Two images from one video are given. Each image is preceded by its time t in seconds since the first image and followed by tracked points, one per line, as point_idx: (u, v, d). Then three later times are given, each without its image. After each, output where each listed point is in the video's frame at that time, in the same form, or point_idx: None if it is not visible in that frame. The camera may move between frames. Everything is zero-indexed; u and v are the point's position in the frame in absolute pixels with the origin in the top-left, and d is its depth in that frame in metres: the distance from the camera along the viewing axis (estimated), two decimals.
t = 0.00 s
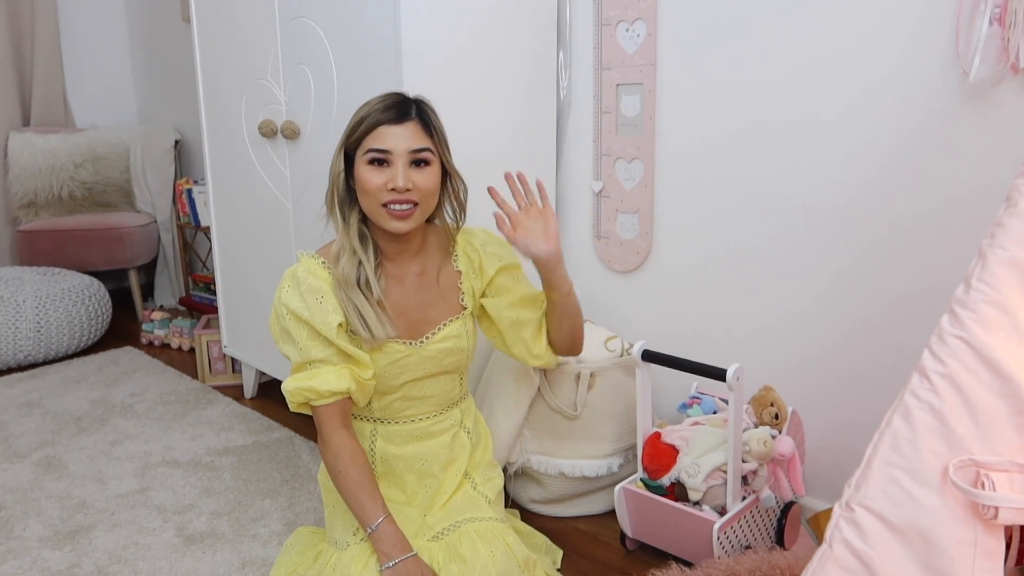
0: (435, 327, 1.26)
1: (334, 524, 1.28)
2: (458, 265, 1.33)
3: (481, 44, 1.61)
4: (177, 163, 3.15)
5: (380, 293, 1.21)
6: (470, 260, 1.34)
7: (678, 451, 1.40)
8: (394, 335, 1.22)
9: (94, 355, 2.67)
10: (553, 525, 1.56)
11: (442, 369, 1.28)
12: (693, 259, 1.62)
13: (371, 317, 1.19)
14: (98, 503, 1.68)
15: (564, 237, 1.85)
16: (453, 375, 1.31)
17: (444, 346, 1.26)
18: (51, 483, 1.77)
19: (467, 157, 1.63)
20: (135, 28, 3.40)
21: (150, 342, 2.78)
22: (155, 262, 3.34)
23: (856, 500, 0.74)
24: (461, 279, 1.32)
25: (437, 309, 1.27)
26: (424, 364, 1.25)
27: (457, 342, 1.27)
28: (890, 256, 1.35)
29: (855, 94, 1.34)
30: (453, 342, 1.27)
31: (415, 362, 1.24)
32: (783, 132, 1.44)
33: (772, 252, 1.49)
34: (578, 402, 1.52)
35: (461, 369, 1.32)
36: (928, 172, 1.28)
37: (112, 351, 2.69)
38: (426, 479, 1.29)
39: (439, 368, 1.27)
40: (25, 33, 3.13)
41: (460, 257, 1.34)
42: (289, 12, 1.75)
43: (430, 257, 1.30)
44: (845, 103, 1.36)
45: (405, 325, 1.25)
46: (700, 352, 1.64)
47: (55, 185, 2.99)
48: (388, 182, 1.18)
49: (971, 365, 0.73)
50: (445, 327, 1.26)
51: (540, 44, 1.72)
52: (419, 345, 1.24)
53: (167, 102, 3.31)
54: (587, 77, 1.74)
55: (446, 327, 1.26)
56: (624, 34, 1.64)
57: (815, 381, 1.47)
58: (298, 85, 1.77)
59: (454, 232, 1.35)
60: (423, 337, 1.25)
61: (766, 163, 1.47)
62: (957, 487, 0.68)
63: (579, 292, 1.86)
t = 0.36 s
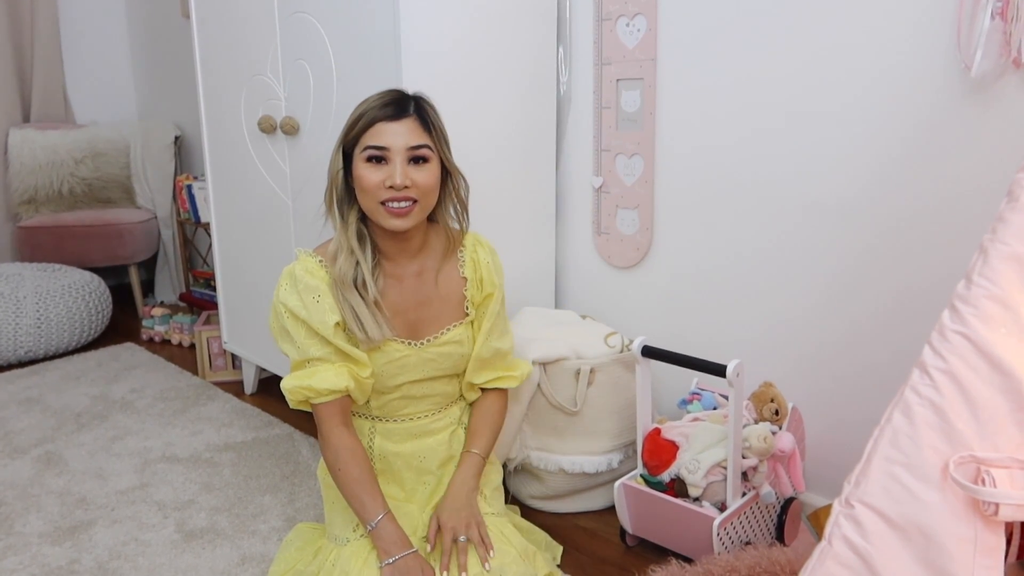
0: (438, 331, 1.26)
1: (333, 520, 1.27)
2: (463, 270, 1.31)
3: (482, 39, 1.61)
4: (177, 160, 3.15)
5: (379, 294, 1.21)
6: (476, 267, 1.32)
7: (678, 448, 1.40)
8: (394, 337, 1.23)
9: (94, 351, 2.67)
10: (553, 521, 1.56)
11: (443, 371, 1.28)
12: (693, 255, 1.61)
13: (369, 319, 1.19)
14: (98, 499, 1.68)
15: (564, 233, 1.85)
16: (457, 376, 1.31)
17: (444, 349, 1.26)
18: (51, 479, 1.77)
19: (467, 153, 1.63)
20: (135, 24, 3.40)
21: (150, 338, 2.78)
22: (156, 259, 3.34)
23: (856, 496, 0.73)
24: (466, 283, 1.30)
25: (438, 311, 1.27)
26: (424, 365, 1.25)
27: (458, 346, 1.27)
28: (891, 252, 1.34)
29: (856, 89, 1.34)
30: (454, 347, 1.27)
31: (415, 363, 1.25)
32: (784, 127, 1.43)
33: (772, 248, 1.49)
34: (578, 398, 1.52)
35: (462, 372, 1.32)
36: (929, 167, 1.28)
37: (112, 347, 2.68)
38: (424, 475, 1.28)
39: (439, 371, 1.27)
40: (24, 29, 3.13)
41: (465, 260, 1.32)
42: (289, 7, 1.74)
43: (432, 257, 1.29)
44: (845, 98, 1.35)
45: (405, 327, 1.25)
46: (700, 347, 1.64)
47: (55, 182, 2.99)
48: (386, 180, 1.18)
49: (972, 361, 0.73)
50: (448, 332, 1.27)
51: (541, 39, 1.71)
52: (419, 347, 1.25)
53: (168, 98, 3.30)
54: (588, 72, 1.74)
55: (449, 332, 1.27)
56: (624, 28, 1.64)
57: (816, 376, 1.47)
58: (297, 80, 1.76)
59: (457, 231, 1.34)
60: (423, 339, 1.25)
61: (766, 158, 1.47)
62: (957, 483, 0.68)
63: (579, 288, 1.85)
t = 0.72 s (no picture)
0: (444, 337, 1.27)
1: (338, 520, 1.27)
2: (470, 275, 1.30)
3: (486, 39, 1.61)
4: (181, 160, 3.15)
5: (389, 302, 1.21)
6: (483, 271, 1.31)
7: (682, 449, 1.40)
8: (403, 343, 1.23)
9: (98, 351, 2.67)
10: (557, 522, 1.56)
11: (447, 376, 1.29)
12: (697, 257, 1.61)
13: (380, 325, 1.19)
14: (102, 499, 1.68)
15: (568, 234, 1.85)
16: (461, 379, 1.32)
17: (451, 355, 1.26)
18: (55, 479, 1.77)
19: (471, 154, 1.63)
20: (139, 25, 3.40)
21: (154, 338, 2.78)
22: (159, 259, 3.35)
23: (863, 499, 0.74)
24: (472, 287, 1.30)
25: (446, 316, 1.27)
26: (431, 369, 1.26)
27: (465, 351, 1.28)
28: (896, 253, 1.34)
29: (861, 90, 1.33)
30: (461, 352, 1.27)
31: (422, 368, 1.25)
32: (789, 129, 1.43)
33: (777, 249, 1.49)
34: (582, 399, 1.52)
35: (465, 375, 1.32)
36: (935, 168, 1.28)
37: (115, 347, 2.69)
38: (427, 475, 1.28)
39: (445, 375, 1.28)
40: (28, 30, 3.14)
41: (473, 263, 1.31)
42: (293, 8, 1.74)
43: (440, 262, 1.29)
44: (850, 99, 1.35)
45: (413, 333, 1.25)
46: (704, 348, 1.64)
47: (59, 182, 3.00)
48: (378, 189, 1.17)
49: (980, 363, 0.73)
50: (455, 337, 1.27)
51: (545, 39, 1.71)
52: (427, 352, 1.25)
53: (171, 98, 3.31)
54: (592, 72, 1.74)
55: (456, 338, 1.27)
56: (628, 29, 1.64)
57: (821, 378, 1.47)
58: (302, 81, 1.76)
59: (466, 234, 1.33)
60: (431, 345, 1.25)
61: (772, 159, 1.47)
62: (964, 485, 0.68)
63: (583, 289, 1.85)
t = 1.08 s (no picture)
0: (446, 340, 1.27)
1: (341, 518, 1.27)
2: (475, 277, 1.30)
3: (489, 38, 1.61)
4: (183, 158, 3.15)
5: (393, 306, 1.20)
6: (487, 274, 1.31)
7: (685, 448, 1.40)
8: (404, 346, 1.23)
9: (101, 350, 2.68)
10: (560, 521, 1.56)
11: (449, 378, 1.29)
12: (700, 256, 1.61)
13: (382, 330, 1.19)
14: (106, 498, 1.68)
15: (571, 232, 1.85)
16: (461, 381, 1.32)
17: (453, 357, 1.27)
18: (58, 478, 1.77)
19: (474, 152, 1.62)
20: (141, 23, 3.40)
21: (156, 337, 2.78)
22: (162, 258, 3.35)
23: (868, 498, 0.73)
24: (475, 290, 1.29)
25: (449, 318, 1.27)
26: (433, 372, 1.26)
27: (467, 354, 1.28)
28: (900, 252, 1.34)
29: (865, 89, 1.33)
30: (462, 355, 1.28)
31: (423, 371, 1.25)
32: (793, 127, 1.43)
33: (780, 248, 1.49)
34: (585, 398, 1.52)
35: (465, 377, 1.32)
36: (939, 167, 1.27)
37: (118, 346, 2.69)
38: (429, 474, 1.28)
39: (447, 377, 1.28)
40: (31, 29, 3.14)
41: (477, 266, 1.31)
42: (296, 6, 1.74)
43: (443, 264, 1.29)
44: (854, 98, 1.35)
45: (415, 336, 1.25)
46: (707, 347, 1.64)
47: (62, 181, 3.00)
48: (390, 190, 1.17)
49: (986, 362, 0.73)
50: (457, 340, 1.27)
51: (548, 38, 1.71)
52: (428, 355, 1.25)
53: (174, 97, 3.31)
54: (595, 71, 1.73)
55: (457, 341, 1.27)
56: (631, 28, 1.64)
57: (824, 376, 1.46)
58: (305, 80, 1.76)
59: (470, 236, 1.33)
60: (433, 348, 1.26)
61: (775, 158, 1.46)
62: (970, 484, 0.68)
63: (585, 288, 1.85)
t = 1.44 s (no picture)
0: (441, 332, 1.27)
1: (341, 517, 1.27)
2: (474, 269, 1.30)
3: (489, 37, 1.61)
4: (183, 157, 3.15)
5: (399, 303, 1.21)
6: (486, 266, 1.31)
7: (685, 446, 1.40)
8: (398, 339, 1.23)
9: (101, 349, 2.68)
10: (559, 520, 1.56)
11: (447, 372, 1.29)
12: (699, 255, 1.61)
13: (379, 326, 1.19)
14: (106, 497, 1.68)
15: (570, 231, 1.85)
16: (462, 375, 1.32)
17: (448, 350, 1.26)
18: (58, 477, 1.77)
19: (474, 151, 1.62)
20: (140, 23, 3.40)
21: (156, 337, 2.78)
22: (162, 257, 3.35)
23: (867, 495, 0.74)
24: (473, 284, 1.30)
25: (448, 309, 1.28)
26: (429, 367, 1.26)
27: (463, 347, 1.27)
28: (899, 251, 1.34)
29: (864, 87, 1.33)
30: (458, 348, 1.27)
31: (419, 365, 1.25)
32: (792, 126, 1.43)
33: (779, 248, 1.49)
34: (585, 397, 1.52)
35: (465, 371, 1.31)
36: (937, 167, 1.28)
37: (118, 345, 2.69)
38: (429, 474, 1.28)
39: (444, 372, 1.28)
40: (31, 27, 3.14)
41: (476, 259, 1.31)
42: (296, 5, 1.74)
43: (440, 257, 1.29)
44: (853, 96, 1.35)
45: (413, 330, 1.25)
46: (706, 346, 1.64)
47: (61, 180, 3.00)
48: (432, 185, 1.18)
49: (984, 359, 0.73)
50: (452, 333, 1.27)
51: (548, 37, 1.72)
52: (424, 348, 1.25)
53: (173, 96, 3.31)
54: (595, 70, 1.74)
55: (453, 332, 1.27)
56: (631, 27, 1.64)
57: (823, 375, 1.47)
58: (305, 79, 1.76)
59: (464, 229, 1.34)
60: (429, 341, 1.26)
61: (775, 157, 1.46)
62: (969, 482, 0.68)
63: (585, 287, 1.85)
